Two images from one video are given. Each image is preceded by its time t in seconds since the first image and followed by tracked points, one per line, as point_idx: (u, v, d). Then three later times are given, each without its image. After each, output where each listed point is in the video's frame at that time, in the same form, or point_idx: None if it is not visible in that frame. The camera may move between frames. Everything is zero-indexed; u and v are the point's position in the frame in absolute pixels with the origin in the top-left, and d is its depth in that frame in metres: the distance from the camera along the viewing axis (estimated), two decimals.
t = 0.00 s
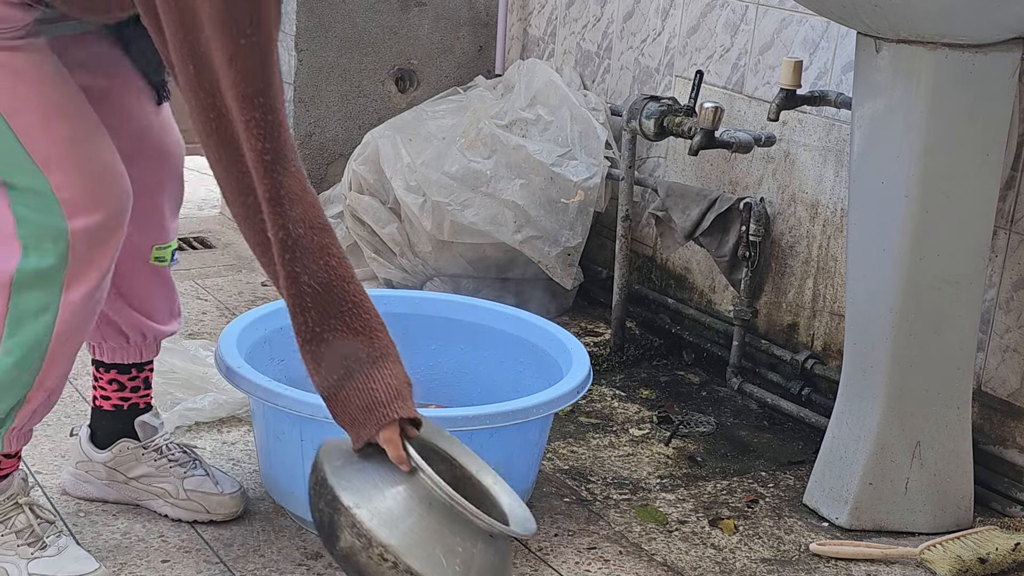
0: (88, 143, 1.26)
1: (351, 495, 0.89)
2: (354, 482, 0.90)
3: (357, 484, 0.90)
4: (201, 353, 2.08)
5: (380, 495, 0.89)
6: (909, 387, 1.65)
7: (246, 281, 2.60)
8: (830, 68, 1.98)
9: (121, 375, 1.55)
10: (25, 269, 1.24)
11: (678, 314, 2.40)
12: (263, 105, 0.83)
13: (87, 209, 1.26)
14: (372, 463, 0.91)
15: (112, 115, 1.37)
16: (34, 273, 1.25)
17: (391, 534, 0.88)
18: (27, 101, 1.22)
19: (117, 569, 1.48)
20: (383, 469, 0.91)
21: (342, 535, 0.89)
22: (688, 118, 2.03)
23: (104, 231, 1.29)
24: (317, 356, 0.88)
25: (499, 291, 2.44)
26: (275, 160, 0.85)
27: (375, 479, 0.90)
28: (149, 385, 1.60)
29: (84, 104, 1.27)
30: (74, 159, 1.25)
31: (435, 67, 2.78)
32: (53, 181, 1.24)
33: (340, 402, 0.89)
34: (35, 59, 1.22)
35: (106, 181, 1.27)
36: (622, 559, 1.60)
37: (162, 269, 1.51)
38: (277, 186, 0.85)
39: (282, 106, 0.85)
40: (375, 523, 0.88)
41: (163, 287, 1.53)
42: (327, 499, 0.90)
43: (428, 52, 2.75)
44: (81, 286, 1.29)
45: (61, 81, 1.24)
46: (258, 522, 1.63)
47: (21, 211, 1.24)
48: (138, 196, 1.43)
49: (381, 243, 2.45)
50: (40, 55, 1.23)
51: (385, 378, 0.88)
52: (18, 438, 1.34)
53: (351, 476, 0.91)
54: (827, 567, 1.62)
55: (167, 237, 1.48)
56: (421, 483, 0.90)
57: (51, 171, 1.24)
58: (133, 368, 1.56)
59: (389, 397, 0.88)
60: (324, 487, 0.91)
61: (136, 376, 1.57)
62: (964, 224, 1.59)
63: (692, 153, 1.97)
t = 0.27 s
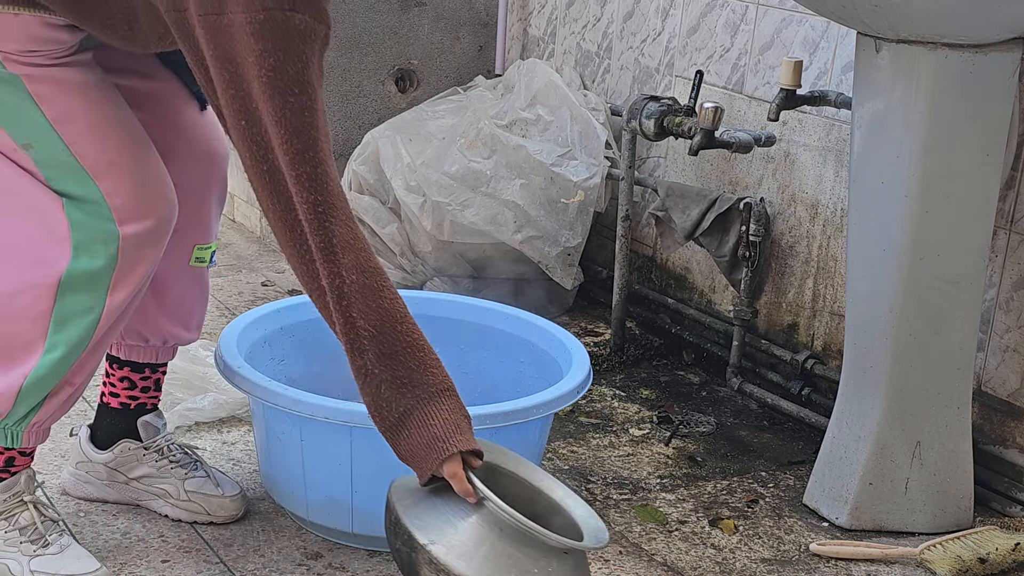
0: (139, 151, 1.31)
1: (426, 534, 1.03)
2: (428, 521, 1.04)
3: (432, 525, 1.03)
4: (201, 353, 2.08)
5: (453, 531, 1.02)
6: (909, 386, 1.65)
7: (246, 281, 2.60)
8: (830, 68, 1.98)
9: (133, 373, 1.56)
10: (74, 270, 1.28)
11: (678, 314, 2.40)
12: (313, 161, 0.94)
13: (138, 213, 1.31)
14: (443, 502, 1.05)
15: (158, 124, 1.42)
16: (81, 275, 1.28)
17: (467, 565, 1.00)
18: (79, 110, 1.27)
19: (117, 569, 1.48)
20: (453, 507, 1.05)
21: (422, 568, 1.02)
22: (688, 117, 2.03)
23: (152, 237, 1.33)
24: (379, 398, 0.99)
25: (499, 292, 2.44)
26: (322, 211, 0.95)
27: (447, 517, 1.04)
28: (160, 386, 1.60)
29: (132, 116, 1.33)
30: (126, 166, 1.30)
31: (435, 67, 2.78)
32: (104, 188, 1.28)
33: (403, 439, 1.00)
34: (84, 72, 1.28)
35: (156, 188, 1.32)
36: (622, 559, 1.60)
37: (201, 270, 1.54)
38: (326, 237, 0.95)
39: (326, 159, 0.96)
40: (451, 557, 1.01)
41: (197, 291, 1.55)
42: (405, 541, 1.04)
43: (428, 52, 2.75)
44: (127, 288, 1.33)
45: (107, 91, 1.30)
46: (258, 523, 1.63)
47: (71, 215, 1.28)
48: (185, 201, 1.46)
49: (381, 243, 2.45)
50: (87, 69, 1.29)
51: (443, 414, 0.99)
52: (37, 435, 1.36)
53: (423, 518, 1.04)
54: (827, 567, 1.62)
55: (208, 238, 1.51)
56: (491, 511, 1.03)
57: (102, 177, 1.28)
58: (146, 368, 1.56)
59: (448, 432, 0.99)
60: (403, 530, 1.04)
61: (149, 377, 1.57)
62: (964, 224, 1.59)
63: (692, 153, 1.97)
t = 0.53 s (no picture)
0: (163, 160, 1.32)
1: (455, 552, 1.12)
2: (454, 540, 1.13)
3: (458, 543, 1.12)
4: (201, 353, 2.08)
5: (478, 548, 1.11)
6: (909, 386, 1.65)
7: (246, 281, 2.60)
8: (830, 68, 1.98)
9: (139, 373, 1.56)
10: (98, 276, 1.29)
11: (678, 314, 2.40)
12: (329, 186, 0.99)
13: (160, 221, 1.32)
14: (466, 519, 1.14)
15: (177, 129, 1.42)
16: (104, 281, 1.30)
17: None
18: (103, 120, 1.28)
19: (117, 569, 1.48)
20: (477, 523, 1.14)
21: None
22: (688, 117, 2.03)
23: (176, 243, 1.34)
24: (394, 418, 1.06)
25: (499, 291, 2.44)
26: (339, 237, 1.00)
27: (472, 534, 1.13)
28: (165, 388, 1.60)
29: (154, 126, 1.33)
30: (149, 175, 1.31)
31: (435, 67, 2.78)
32: (127, 196, 1.30)
33: (417, 456, 1.07)
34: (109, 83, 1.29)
35: (179, 196, 1.33)
36: (622, 559, 1.60)
37: (218, 274, 1.52)
38: (343, 261, 1.00)
39: (342, 186, 1.00)
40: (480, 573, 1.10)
41: (209, 293, 1.53)
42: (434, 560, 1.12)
43: (428, 52, 2.75)
44: (148, 294, 1.34)
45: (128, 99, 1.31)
46: (258, 522, 1.63)
47: (96, 222, 1.29)
48: (205, 206, 1.46)
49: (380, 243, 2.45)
50: (111, 80, 1.30)
51: (456, 434, 1.07)
52: (47, 435, 1.37)
53: (449, 536, 1.13)
54: (827, 567, 1.62)
55: (226, 242, 1.50)
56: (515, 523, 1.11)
57: (126, 186, 1.30)
58: (151, 368, 1.57)
59: (461, 451, 1.07)
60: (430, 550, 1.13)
61: (155, 377, 1.58)
62: (964, 224, 1.59)
63: (692, 153, 1.97)
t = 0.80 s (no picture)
0: (173, 165, 1.32)
1: (452, 569, 1.12)
2: (450, 557, 1.13)
3: (454, 560, 1.13)
4: (200, 353, 2.08)
5: (475, 564, 1.12)
6: (909, 386, 1.65)
7: (246, 281, 2.60)
8: (830, 68, 1.98)
9: (140, 374, 1.56)
10: (109, 280, 1.29)
11: (678, 314, 2.40)
12: (331, 201, 0.99)
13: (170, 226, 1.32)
14: (461, 535, 1.15)
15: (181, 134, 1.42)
16: (114, 285, 1.30)
17: None
18: (113, 127, 1.28)
19: (117, 569, 1.48)
20: (473, 540, 1.14)
21: None
22: (688, 118, 2.03)
23: (186, 248, 1.34)
24: (389, 436, 1.06)
25: (499, 291, 2.44)
26: (341, 251, 1.00)
27: (469, 550, 1.13)
28: (165, 389, 1.60)
29: (164, 132, 1.33)
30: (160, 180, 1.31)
31: (435, 67, 2.78)
32: (138, 201, 1.30)
33: (412, 471, 1.08)
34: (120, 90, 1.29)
35: (188, 201, 1.33)
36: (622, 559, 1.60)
37: (222, 275, 1.52)
38: (344, 275, 1.00)
39: (345, 200, 1.00)
40: None
41: (213, 296, 1.52)
42: None
43: (428, 52, 2.76)
44: (157, 298, 1.34)
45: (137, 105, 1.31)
46: (258, 522, 1.63)
47: (106, 227, 1.29)
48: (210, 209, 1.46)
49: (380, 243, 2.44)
50: (120, 87, 1.30)
51: (450, 451, 1.07)
52: (51, 435, 1.37)
53: (445, 554, 1.13)
54: (827, 567, 1.62)
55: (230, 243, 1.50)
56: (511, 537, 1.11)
57: (136, 192, 1.30)
58: (152, 370, 1.57)
59: (453, 469, 1.07)
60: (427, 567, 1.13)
61: (155, 379, 1.58)
62: (963, 224, 1.58)
63: (692, 153, 1.97)
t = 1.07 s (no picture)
0: (173, 168, 1.32)
1: None
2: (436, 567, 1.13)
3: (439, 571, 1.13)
4: (200, 353, 2.08)
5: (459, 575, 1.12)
6: (909, 386, 1.65)
7: (246, 281, 2.60)
8: (830, 68, 1.98)
9: (138, 376, 1.56)
10: (110, 283, 1.29)
11: (678, 314, 2.40)
12: (325, 207, 0.99)
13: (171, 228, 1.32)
14: (446, 544, 1.15)
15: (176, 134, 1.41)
16: (115, 288, 1.30)
17: None
18: (112, 130, 1.27)
19: (117, 569, 1.48)
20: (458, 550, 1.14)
21: None
22: (688, 118, 2.03)
23: (188, 250, 1.34)
24: (377, 442, 1.07)
25: (498, 291, 2.44)
26: (335, 258, 1.00)
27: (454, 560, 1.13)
28: (164, 390, 1.60)
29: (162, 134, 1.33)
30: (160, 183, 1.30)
31: (435, 67, 2.78)
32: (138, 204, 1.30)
33: (397, 479, 1.08)
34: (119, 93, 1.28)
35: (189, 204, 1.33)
36: (622, 559, 1.60)
37: (219, 276, 1.52)
38: (336, 282, 1.00)
39: (339, 207, 1.01)
40: None
41: (211, 296, 1.52)
42: None
43: (428, 52, 2.76)
44: (158, 300, 1.34)
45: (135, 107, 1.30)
46: (258, 522, 1.63)
47: (107, 230, 1.29)
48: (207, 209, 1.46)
49: (380, 243, 2.44)
50: (119, 90, 1.29)
51: (437, 461, 1.08)
52: (50, 437, 1.37)
53: (430, 564, 1.13)
54: (827, 567, 1.62)
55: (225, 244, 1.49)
56: (497, 548, 1.10)
57: (136, 195, 1.29)
58: (150, 371, 1.56)
59: (441, 479, 1.07)
60: None
61: (154, 380, 1.57)
62: (963, 224, 1.58)
63: (692, 153, 1.97)
